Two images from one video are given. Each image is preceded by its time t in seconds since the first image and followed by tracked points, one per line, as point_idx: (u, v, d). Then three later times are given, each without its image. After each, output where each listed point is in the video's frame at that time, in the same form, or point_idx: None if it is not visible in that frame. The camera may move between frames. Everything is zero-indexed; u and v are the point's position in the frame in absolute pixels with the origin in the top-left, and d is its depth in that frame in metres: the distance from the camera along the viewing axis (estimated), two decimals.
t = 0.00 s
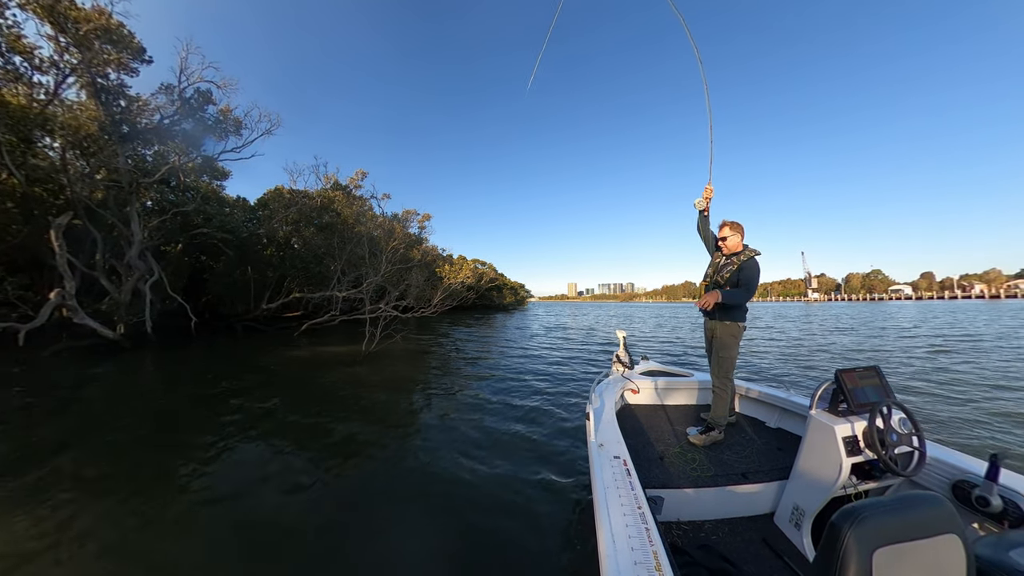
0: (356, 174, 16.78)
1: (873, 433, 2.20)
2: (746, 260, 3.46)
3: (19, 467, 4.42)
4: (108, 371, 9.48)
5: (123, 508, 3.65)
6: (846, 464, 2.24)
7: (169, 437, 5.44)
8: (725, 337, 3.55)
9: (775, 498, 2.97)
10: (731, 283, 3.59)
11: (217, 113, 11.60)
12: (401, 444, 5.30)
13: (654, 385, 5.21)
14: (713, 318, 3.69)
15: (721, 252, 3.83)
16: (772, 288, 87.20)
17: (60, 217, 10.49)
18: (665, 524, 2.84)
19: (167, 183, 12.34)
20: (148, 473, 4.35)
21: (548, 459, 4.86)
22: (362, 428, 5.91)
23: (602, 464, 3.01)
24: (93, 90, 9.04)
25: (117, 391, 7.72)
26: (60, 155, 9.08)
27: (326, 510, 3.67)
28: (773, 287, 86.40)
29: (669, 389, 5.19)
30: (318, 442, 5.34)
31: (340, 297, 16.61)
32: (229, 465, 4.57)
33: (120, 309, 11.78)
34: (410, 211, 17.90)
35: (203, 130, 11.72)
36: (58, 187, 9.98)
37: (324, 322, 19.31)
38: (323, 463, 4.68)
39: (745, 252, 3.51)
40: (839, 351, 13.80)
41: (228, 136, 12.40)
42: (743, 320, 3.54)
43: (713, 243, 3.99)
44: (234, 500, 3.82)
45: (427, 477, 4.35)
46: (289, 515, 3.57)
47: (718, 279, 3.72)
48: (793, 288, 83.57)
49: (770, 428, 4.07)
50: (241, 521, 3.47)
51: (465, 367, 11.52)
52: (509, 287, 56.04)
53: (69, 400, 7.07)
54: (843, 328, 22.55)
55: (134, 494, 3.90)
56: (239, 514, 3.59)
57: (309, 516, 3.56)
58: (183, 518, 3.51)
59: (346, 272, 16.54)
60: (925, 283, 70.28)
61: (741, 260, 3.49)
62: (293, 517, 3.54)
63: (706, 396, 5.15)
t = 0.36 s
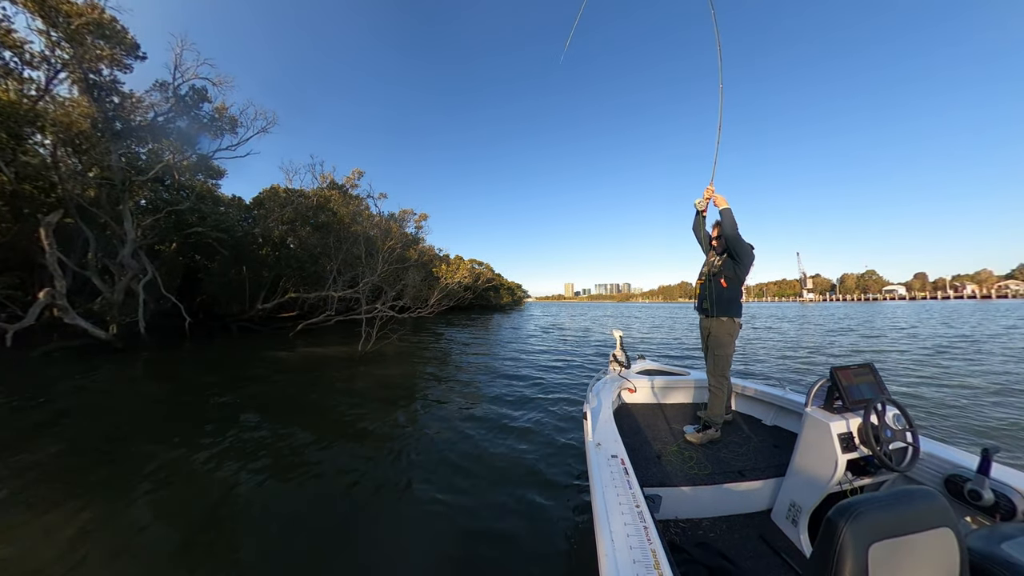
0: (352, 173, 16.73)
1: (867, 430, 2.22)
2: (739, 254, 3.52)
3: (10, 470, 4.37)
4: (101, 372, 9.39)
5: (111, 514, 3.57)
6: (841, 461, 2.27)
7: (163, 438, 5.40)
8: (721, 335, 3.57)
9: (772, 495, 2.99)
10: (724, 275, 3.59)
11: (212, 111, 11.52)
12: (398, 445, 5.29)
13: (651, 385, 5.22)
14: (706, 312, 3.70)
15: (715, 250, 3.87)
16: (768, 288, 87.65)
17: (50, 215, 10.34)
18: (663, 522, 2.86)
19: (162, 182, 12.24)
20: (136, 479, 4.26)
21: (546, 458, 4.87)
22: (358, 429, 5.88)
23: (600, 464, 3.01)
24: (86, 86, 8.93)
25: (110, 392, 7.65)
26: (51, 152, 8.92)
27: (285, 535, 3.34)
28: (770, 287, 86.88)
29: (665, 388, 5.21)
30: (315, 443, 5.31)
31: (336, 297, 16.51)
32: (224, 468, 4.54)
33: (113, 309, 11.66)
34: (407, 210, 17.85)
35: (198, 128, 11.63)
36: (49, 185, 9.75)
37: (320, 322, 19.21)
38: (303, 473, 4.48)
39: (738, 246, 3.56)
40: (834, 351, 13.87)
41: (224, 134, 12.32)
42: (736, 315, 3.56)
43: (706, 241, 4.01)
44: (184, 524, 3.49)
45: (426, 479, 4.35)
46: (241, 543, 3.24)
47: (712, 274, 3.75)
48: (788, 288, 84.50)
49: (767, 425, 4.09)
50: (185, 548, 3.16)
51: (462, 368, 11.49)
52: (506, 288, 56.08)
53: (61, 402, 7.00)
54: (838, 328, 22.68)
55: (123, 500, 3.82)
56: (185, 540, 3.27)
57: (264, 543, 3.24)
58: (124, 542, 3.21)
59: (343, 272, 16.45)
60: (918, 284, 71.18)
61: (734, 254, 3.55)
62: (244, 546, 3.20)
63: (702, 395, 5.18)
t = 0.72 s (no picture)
0: (349, 173, 16.70)
1: (862, 429, 2.24)
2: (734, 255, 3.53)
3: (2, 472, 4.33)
4: (95, 373, 9.32)
5: (100, 518, 3.52)
6: (836, 459, 2.29)
7: (158, 440, 5.37)
8: (719, 336, 3.57)
9: (768, 493, 3.01)
10: (720, 277, 3.62)
11: (208, 110, 11.46)
12: (394, 446, 5.29)
13: (648, 384, 5.24)
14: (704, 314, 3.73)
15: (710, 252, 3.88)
16: (764, 288, 88.07)
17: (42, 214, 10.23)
18: (660, 521, 2.87)
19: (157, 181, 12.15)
20: (129, 480, 4.23)
21: (543, 458, 4.88)
22: (355, 430, 5.87)
23: (597, 463, 3.02)
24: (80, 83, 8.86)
25: (105, 393, 7.61)
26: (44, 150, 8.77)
27: (267, 540, 3.26)
28: (766, 287, 87.23)
29: (662, 388, 5.23)
30: (311, 444, 5.29)
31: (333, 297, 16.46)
32: (219, 469, 4.52)
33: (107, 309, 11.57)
34: (404, 210, 17.82)
35: (194, 126, 11.59)
36: (42, 183, 9.52)
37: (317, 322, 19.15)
38: (284, 482, 4.29)
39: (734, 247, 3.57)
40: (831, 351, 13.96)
41: (220, 133, 12.28)
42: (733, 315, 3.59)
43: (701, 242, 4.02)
44: (145, 538, 3.29)
45: (423, 479, 4.34)
46: (207, 553, 3.08)
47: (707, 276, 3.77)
48: (785, 288, 84.91)
49: (763, 424, 4.12)
50: (162, 554, 3.08)
51: (460, 368, 11.49)
52: (504, 288, 56.12)
53: (55, 403, 6.95)
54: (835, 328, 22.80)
55: (113, 503, 3.75)
56: (163, 544, 3.19)
57: (233, 553, 3.09)
58: (79, 555, 3.03)
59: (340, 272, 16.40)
60: (913, 284, 71.70)
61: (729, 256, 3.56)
62: (200, 566, 2.97)
63: (699, 394, 5.20)
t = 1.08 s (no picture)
0: (347, 172, 16.67)
1: (858, 431, 2.25)
2: (727, 259, 3.57)
3: None
4: (90, 374, 9.27)
5: (85, 521, 3.45)
6: (832, 461, 2.30)
7: (154, 440, 5.36)
8: (714, 338, 3.58)
9: (764, 494, 3.03)
10: (713, 282, 3.66)
11: (204, 108, 11.40)
12: (391, 447, 5.28)
13: (645, 385, 5.26)
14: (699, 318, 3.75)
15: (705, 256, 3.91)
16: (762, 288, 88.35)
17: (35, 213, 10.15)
18: (656, 521, 2.88)
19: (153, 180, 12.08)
20: (124, 480, 4.22)
21: (541, 459, 4.89)
22: (353, 431, 5.87)
23: (593, 463, 3.03)
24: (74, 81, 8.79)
25: (100, 394, 7.57)
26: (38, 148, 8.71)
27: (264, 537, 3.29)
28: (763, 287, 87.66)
29: (660, 388, 5.25)
30: (308, 445, 5.29)
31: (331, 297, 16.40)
32: (215, 469, 4.51)
33: (102, 309, 11.51)
34: (403, 210, 17.79)
35: (190, 125, 11.54)
36: (35, 181, 9.47)
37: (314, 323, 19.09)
38: (278, 482, 4.26)
39: (728, 251, 3.60)
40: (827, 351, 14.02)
41: (217, 131, 12.22)
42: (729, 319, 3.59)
43: (696, 244, 4.04)
44: (133, 539, 3.25)
45: (419, 479, 4.34)
46: (203, 550, 3.12)
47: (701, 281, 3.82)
48: (782, 289, 85.36)
49: (759, 425, 4.13)
50: (159, 550, 3.10)
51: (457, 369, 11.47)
52: (502, 288, 56.15)
53: (49, 404, 6.91)
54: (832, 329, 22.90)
55: (106, 504, 3.72)
56: (160, 541, 3.22)
57: (230, 549, 3.13)
58: (51, 562, 2.93)
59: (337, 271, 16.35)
60: (909, 285, 72.13)
61: (722, 260, 3.60)
62: (188, 567, 2.95)
63: (696, 395, 5.21)
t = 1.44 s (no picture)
0: (345, 172, 16.66)
1: (857, 429, 2.25)
2: (721, 261, 3.56)
3: None
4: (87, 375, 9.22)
5: (70, 530, 3.38)
6: (831, 459, 2.30)
7: (151, 443, 5.33)
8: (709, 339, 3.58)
9: (764, 493, 3.02)
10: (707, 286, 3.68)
11: (201, 107, 11.37)
12: (389, 449, 5.27)
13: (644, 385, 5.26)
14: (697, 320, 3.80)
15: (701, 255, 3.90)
16: (760, 288, 88.65)
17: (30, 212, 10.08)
18: (656, 521, 2.88)
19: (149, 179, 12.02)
20: (120, 484, 4.21)
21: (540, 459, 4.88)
22: (351, 431, 5.87)
23: (593, 464, 3.02)
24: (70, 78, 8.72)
25: (97, 395, 7.52)
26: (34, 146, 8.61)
27: (259, 543, 3.32)
28: (761, 287, 87.86)
29: (658, 388, 5.24)
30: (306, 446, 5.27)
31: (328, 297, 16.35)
32: (212, 474, 4.50)
33: (97, 309, 11.43)
34: (401, 209, 17.76)
35: (187, 123, 11.51)
36: (30, 180, 9.38)
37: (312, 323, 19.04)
38: (275, 487, 4.28)
39: (723, 251, 3.58)
40: (825, 351, 14.04)
41: (214, 130, 12.18)
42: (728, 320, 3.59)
43: (690, 243, 4.03)
44: (130, 544, 3.28)
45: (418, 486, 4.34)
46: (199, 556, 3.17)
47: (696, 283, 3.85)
48: (779, 289, 85.74)
49: (758, 425, 4.13)
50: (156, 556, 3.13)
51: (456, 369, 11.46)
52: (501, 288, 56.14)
53: (45, 405, 6.85)
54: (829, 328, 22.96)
55: (104, 508, 3.72)
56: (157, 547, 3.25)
57: (225, 556, 3.18)
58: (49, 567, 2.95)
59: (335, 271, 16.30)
60: (906, 285, 72.46)
61: (716, 261, 3.60)
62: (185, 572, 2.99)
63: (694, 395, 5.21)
